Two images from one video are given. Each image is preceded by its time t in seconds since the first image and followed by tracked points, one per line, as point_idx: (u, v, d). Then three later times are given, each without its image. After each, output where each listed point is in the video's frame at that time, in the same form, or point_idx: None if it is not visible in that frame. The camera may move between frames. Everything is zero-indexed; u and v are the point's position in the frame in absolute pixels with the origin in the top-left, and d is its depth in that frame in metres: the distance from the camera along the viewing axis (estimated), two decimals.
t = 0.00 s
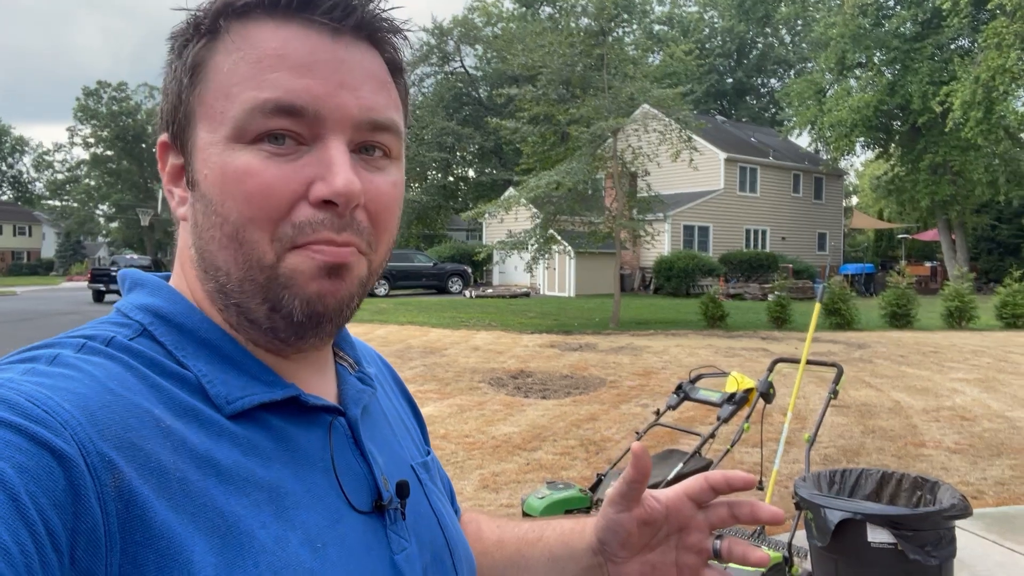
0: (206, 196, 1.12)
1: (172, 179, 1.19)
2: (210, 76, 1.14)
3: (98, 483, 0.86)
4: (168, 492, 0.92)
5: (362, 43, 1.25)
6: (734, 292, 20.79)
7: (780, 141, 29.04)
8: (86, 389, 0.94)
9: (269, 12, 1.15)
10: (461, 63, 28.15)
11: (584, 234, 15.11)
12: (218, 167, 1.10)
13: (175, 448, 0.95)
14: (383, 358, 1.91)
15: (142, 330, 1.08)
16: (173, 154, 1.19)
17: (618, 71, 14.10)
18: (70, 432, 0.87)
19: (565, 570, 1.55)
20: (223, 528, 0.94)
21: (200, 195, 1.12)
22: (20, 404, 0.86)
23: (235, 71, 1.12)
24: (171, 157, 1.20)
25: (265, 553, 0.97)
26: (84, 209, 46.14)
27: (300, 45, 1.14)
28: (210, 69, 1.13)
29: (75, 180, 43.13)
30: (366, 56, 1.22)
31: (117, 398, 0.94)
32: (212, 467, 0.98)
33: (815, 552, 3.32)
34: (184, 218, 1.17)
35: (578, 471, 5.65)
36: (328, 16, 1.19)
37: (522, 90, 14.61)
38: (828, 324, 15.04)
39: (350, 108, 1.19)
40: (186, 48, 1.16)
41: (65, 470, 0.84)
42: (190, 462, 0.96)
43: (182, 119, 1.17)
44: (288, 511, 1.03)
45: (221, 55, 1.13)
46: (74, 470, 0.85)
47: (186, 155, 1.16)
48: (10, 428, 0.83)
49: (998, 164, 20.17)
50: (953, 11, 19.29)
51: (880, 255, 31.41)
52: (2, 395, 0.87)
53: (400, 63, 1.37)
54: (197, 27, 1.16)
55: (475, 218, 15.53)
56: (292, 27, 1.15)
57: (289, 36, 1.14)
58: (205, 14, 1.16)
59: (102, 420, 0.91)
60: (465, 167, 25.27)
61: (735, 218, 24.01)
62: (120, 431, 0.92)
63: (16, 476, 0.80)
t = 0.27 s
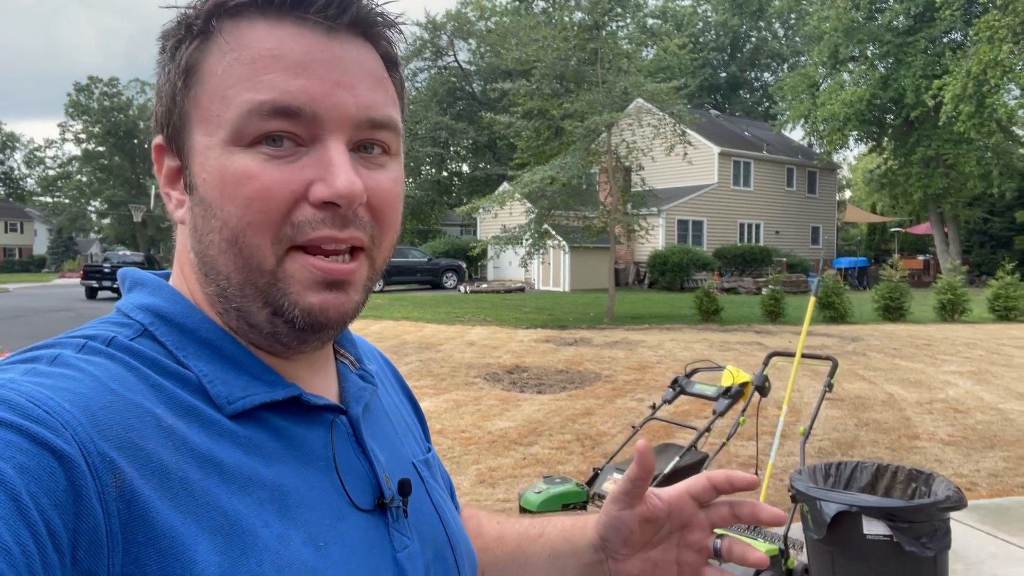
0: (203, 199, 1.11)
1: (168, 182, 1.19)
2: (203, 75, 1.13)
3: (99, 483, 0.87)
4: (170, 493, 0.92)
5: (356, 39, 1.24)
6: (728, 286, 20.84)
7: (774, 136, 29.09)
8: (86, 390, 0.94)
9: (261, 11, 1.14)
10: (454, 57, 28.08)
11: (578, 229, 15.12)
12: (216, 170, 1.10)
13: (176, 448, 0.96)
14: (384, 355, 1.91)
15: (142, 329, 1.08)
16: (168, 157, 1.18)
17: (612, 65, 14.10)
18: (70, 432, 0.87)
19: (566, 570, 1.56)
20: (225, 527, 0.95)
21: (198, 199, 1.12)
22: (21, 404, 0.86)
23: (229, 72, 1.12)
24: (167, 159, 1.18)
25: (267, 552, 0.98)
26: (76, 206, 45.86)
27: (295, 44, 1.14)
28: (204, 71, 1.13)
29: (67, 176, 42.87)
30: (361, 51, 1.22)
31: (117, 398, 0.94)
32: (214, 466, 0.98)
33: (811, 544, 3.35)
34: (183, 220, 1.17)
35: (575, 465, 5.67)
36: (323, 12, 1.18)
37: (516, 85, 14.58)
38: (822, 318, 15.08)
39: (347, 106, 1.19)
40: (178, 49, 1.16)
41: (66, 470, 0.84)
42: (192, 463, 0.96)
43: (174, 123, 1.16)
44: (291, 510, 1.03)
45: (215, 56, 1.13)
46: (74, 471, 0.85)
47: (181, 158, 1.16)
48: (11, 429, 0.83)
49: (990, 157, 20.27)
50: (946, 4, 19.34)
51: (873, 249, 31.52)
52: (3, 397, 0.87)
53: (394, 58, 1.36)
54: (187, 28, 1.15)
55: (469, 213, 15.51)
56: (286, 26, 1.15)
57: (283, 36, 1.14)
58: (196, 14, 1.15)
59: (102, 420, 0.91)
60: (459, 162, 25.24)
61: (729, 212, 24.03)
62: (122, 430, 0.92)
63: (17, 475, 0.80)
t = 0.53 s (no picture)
0: (201, 187, 1.10)
1: (157, 175, 1.16)
2: (190, 64, 1.11)
3: (94, 471, 0.87)
4: (166, 480, 0.92)
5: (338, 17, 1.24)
6: (725, 280, 20.86)
7: (771, 129, 29.07)
8: (81, 378, 0.94)
9: None
10: (451, 51, 28.00)
11: (576, 223, 15.12)
12: (214, 157, 1.08)
13: (172, 436, 0.96)
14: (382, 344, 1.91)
15: (136, 319, 1.08)
16: (156, 151, 1.15)
17: (609, 59, 14.07)
18: (64, 421, 0.87)
19: (568, 548, 1.56)
20: (222, 514, 0.95)
21: (195, 187, 1.10)
22: (13, 393, 0.86)
23: (218, 58, 1.10)
24: (153, 154, 1.15)
25: (264, 539, 0.97)
26: (72, 200, 45.69)
27: (283, 27, 1.13)
28: (191, 58, 1.11)
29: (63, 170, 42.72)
30: (346, 31, 1.22)
31: (111, 386, 0.94)
32: (210, 454, 0.98)
33: (808, 535, 3.36)
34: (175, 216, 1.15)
35: (573, 459, 5.68)
36: None
37: (513, 78, 14.53)
38: (819, 311, 15.11)
39: (340, 85, 1.19)
40: (161, 39, 1.13)
41: (60, 458, 0.84)
42: (188, 451, 0.96)
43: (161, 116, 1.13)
44: (288, 498, 1.04)
45: (200, 42, 1.11)
46: (69, 459, 0.85)
47: (171, 148, 1.13)
48: (5, 418, 0.83)
49: (987, 151, 20.30)
50: None
51: (870, 243, 31.56)
52: None
53: (375, 38, 1.36)
54: (167, 16, 1.13)
55: (466, 207, 15.49)
56: (272, 9, 1.14)
57: (272, 17, 1.13)
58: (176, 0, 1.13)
59: (97, 408, 0.91)
60: (456, 156, 25.19)
61: (726, 206, 24.03)
62: (116, 419, 0.92)
63: (11, 462, 0.80)
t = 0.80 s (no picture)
0: (225, 193, 1.06)
1: (156, 191, 1.09)
2: (192, 68, 1.06)
3: (102, 466, 0.86)
4: (176, 472, 0.92)
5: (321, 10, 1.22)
6: (725, 274, 20.88)
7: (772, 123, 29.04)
8: (88, 375, 0.93)
9: None
10: (452, 43, 27.95)
11: (576, 216, 15.12)
12: (236, 159, 1.06)
13: (180, 429, 0.95)
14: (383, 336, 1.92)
15: (142, 316, 1.07)
16: (153, 166, 1.08)
17: (611, 52, 14.04)
18: (72, 416, 0.87)
19: (559, 519, 1.56)
20: (236, 503, 0.95)
21: (215, 194, 1.06)
22: (20, 389, 0.86)
23: (222, 56, 1.07)
24: (150, 169, 1.08)
25: (278, 530, 0.97)
26: (71, 191, 45.61)
27: (284, 21, 1.11)
28: (190, 59, 1.06)
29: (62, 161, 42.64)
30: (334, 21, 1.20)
31: (118, 382, 0.94)
32: (221, 445, 0.98)
33: (808, 528, 3.38)
34: (187, 228, 1.09)
35: (573, 452, 5.70)
36: None
37: (514, 71, 14.49)
38: (818, 305, 15.12)
39: (345, 72, 1.18)
40: (150, 47, 1.07)
41: (69, 455, 0.84)
42: (200, 444, 0.96)
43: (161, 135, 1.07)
44: (300, 485, 1.03)
45: (197, 41, 1.07)
46: (77, 455, 0.85)
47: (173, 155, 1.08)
48: (11, 414, 0.83)
49: (988, 145, 20.30)
50: None
51: (870, 237, 31.57)
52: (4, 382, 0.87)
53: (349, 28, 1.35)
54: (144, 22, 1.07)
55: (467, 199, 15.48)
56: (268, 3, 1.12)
57: (269, 13, 1.11)
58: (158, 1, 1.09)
59: (103, 403, 0.91)
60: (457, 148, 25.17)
61: (727, 199, 24.02)
62: (125, 414, 0.92)
63: (19, 459, 0.80)
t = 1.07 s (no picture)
0: (250, 191, 1.01)
1: (175, 174, 1.04)
2: (242, 64, 1.01)
3: (98, 471, 0.83)
4: (174, 476, 0.88)
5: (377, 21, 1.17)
6: (727, 269, 20.87)
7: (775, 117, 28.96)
8: (82, 377, 0.90)
9: None
10: (454, 35, 27.84)
11: (578, 210, 15.10)
12: (270, 162, 1.01)
13: (177, 430, 0.91)
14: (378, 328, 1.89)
15: (136, 317, 1.02)
16: (176, 148, 1.02)
17: (614, 45, 13.98)
18: (66, 420, 0.84)
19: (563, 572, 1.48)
20: (234, 503, 0.91)
21: (241, 189, 1.01)
22: (14, 395, 0.83)
23: (276, 59, 1.02)
24: (173, 150, 1.02)
25: (278, 532, 0.93)
26: (73, 181, 45.58)
27: (345, 32, 1.07)
28: (242, 54, 1.01)
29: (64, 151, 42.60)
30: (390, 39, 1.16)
31: (112, 385, 0.90)
32: (218, 446, 0.94)
33: (810, 524, 3.37)
34: (203, 218, 1.04)
35: (574, 446, 5.70)
36: None
37: (517, 64, 14.42)
38: (820, 301, 15.11)
39: (392, 91, 1.13)
40: (202, 33, 1.01)
41: (62, 459, 0.81)
42: (196, 445, 0.92)
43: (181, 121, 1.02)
44: (299, 484, 0.99)
45: (253, 38, 1.02)
46: (71, 459, 0.81)
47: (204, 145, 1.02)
48: (6, 420, 0.80)
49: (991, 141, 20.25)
50: None
51: (872, 232, 31.50)
52: None
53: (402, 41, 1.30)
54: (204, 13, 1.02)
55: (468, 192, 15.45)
56: (328, 12, 1.07)
57: (327, 23, 1.06)
58: None
59: (98, 408, 0.87)
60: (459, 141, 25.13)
61: (729, 194, 23.97)
62: (121, 418, 0.88)
63: (13, 465, 0.77)
